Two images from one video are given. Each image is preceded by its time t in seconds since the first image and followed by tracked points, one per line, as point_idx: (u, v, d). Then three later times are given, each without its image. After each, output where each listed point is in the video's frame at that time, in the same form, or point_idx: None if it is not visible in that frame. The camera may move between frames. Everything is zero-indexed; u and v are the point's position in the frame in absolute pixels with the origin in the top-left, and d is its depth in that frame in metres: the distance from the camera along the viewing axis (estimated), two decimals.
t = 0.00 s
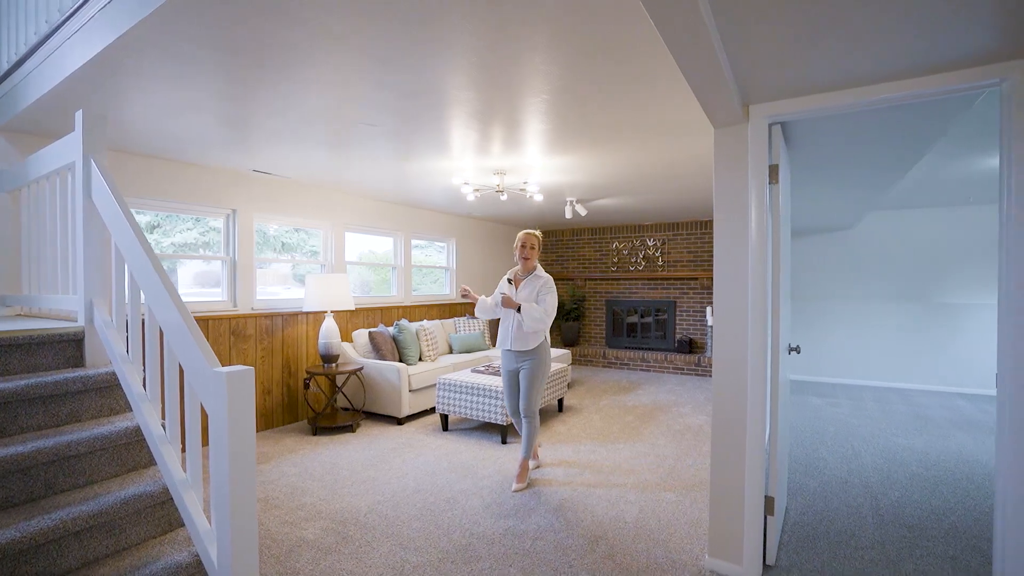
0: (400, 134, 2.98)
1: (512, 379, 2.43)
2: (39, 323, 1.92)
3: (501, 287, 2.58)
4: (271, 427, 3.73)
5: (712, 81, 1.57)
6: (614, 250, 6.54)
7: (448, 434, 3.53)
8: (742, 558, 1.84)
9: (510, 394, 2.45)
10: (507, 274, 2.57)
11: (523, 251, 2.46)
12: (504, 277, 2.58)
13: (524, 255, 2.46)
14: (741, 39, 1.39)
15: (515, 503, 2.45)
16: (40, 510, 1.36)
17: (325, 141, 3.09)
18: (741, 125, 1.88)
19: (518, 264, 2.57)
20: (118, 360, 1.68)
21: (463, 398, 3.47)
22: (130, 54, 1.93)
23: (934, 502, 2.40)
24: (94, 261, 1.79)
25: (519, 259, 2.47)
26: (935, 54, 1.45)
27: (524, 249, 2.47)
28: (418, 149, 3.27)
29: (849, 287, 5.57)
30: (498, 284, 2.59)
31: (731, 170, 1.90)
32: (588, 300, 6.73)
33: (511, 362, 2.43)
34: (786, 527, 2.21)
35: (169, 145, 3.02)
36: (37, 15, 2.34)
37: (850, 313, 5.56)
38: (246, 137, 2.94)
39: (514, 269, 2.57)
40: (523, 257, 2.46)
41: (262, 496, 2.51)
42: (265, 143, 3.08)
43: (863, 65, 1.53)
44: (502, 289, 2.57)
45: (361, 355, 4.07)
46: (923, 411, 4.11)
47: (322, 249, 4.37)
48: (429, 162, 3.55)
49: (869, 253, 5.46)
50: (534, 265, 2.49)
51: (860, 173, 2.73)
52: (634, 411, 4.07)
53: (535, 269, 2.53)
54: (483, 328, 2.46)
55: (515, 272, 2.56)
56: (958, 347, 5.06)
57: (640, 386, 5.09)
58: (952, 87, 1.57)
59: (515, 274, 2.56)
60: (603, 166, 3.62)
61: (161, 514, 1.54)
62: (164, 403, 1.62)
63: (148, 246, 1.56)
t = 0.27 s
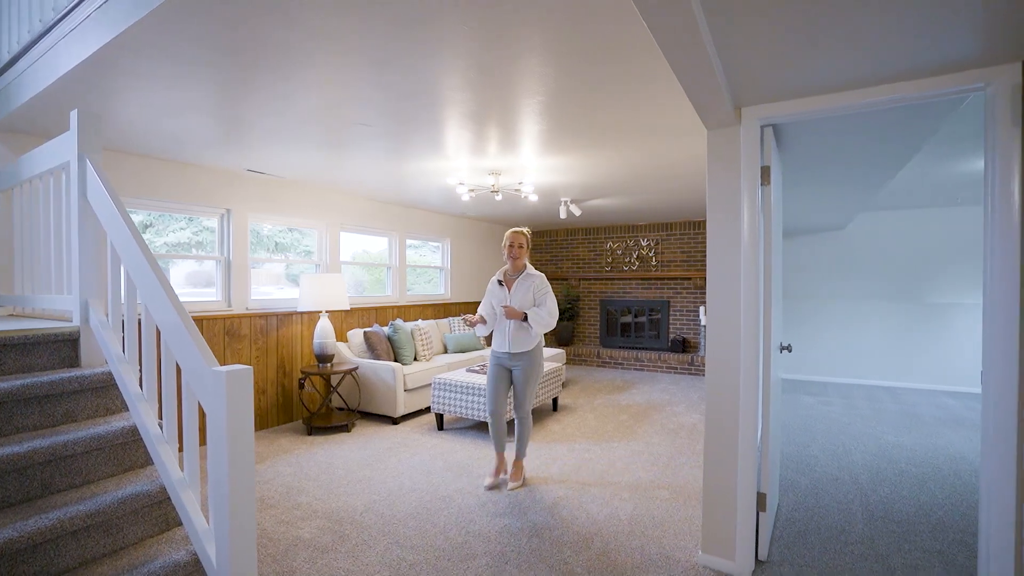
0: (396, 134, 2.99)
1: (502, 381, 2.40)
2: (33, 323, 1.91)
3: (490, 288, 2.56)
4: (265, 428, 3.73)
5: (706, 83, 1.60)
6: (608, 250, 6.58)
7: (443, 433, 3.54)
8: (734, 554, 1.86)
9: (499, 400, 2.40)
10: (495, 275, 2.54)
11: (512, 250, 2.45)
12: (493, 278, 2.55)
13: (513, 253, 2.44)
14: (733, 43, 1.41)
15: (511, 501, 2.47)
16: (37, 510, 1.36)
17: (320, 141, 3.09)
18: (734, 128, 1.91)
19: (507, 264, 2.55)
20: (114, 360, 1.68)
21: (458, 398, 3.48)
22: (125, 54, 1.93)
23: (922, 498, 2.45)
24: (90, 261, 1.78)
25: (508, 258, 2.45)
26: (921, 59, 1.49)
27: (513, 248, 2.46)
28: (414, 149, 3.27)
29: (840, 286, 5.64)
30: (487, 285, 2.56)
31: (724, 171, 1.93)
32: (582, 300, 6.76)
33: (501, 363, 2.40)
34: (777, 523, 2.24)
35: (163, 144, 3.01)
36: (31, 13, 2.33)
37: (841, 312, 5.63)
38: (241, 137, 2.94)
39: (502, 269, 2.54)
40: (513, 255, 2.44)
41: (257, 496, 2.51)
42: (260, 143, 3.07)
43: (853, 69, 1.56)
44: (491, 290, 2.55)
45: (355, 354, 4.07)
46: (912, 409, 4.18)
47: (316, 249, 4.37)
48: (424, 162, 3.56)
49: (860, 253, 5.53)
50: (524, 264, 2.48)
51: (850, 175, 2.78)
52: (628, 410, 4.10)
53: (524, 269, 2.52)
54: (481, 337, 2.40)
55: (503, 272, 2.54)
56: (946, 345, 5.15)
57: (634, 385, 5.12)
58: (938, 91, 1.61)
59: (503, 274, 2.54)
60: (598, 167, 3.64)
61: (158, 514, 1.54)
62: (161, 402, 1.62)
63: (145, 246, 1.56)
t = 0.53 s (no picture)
0: (391, 134, 2.99)
1: (495, 383, 2.36)
2: (26, 323, 1.90)
3: (478, 289, 2.51)
4: (260, 428, 3.72)
5: (699, 86, 1.62)
6: (602, 250, 6.61)
7: (438, 433, 3.55)
8: (727, 551, 1.89)
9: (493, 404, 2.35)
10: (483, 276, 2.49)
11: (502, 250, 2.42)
12: (480, 279, 2.51)
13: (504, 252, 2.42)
14: (726, 47, 1.44)
15: (507, 500, 2.48)
16: (32, 511, 1.36)
17: (315, 141, 3.09)
18: (726, 130, 1.93)
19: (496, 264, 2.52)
20: (110, 361, 1.68)
21: (454, 398, 3.49)
22: (120, 54, 1.92)
23: (910, 494, 2.49)
24: (84, 261, 1.78)
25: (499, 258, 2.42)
26: (909, 64, 1.52)
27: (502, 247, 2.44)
28: (409, 149, 3.28)
29: (831, 286, 5.70)
30: (474, 286, 2.52)
31: (716, 173, 1.95)
32: (576, 300, 6.78)
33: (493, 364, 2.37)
34: (770, 520, 2.27)
35: (155, 144, 2.99)
36: (23, 12, 2.31)
37: (832, 312, 5.69)
38: (235, 137, 2.93)
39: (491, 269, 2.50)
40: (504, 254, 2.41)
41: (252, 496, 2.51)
42: (254, 143, 3.06)
43: (842, 73, 1.59)
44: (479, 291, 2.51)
45: (350, 354, 4.06)
46: (901, 407, 4.23)
47: (310, 249, 4.36)
48: (419, 163, 3.56)
49: (850, 253, 5.59)
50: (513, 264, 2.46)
51: (840, 176, 2.81)
52: (622, 409, 4.13)
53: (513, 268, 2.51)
54: (479, 340, 2.34)
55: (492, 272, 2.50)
56: (934, 344, 5.22)
57: (628, 384, 5.15)
58: (926, 95, 1.64)
59: (491, 274, 2.51)
60: (592, 168, 3.66)
61: (154, 514, 1.54)
62: (156, 403, 1.62)
63: (140, 246, 1.56)
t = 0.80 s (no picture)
0: (387, 134, 2.99)
1: (485, 390, 2.28)
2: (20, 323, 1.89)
3: (465, 291, 2.37)
4: (254, 428, 3.71)
5: (692, 89, 1.64)
6: (596, 250, 6.63)
7: (434, 432, 3.55)
8: (720, 547, 1.91)
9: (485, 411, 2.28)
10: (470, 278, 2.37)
11: (490, 250, 2.30)
12: (467, 281, 2.38)
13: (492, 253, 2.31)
14: (719, 50, 1.46)
15: (502, 498, 2.50)
16: (28, 511, 1.36)
17: (310, 141, 3.08)
18: (719, 132, 1.96)
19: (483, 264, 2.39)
20: (105, 361, 1.68)
21: (449, 397, 3.49)
22: (114, 53, 1.92)
23: (900, 491, 2.53)
24: (79, 260, 1.78)
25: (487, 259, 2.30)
26: (898, 67, 1.55)
27: (491, 247, 2.31)
28: (404, 149, 3.28)
29: (822, 286, 5.76)
30: (460, 287, 2.38)
31: (710, 174, 1.98)
32: (571, 300, 6.81)
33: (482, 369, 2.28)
34: (762, 517, 2.30)
35: (149, 143, 2.98)
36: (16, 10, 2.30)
37: (824, 311, 5.75)
38: (229, 136, 2.92)
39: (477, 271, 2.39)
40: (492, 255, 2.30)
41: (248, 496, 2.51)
42: (249, 142, 3.05)
43: (833, 76, 1.62)
44: (467, 294, 2.38)
45: (345, 354, 4.06)
46: (892, 406, 4.29)
47: (305, 249, 4.35)
48: (414, 163, 3.56)
49: (842, 253, 5.65)
50: (501, 265, 2.35)
51: (831, 177, 2.85)
52: (617, 408, 4.16)
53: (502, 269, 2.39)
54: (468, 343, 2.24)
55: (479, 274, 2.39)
56: (924, 343, 5.29)
57: (622, 384, 5.18)
58: (914, 98, 1.67)
59: (479, 275, 2.38)
60: (586, 168, 3.68)
61: (150, 514, 1.55)
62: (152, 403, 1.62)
63: (136, 246, 1.56)
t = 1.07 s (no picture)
0: (383, 134, 2.99)
1: (472, 392, 2.22)
2: (13, 323, 1.88)
3: (452, 288, 2.34)
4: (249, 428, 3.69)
5: (686, 90, 1.66)
6: (591, 249, 6.66)
7: (429, 432, 3.56)
8: (715, 544, 1.93)
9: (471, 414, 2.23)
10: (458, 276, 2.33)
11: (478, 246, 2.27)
12: (454, 278, 2.33)
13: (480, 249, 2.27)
14: (713, 52, 1.48)
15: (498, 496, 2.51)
16: (23, 511, 1.35)
17: (306, 140, 3.08)
18: (713, 132, 1.98)
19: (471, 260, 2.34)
20: (100, 360, 1.68)
21: (444, 397, 3.50)
22: (109, 52, 1.91)
23: (891, 487, 2.56)
24: (74, 259, 1.77)
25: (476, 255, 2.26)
26: (888, 70, 1.58)
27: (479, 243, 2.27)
28: (400, 149, 3.28)
29: (815, 286, 5.81)
30: (447, 285, 2.33)
31: (704, 174, 2.00)
32: (566, 299, 6.83)
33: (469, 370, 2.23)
34: (756, 514, 2.33)
35: (143, 143, 2.96)
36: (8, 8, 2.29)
37: (817, 311, 5.80)
38: (224, 136, 2.91)
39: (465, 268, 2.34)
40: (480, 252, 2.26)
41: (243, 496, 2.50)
42: (243, 142, 3.05)
43: (824, 78, 1.64)
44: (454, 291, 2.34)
45: (341, 354, 4.06)
46: (884, 404, 4.34)
47: (299, 249, 4.34)
48: (410, 163, 3.56)
49: (834, 253, 5.70)
50: (489, 261, 2.31)
51: (823, 178, 2.88)
52: (612, 407, 4.18)
53: (491, 266, 2.34)
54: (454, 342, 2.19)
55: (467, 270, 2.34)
56: (914, 342, 5.36)
57: (617, 383, 5.20)
58: (904, 100, 1.70)
59: (467, 272, 2.34)
60: (582, 168, 3.70)
61: (147, 513, 1.55)
62: (148, 402, 1.62)
63: (132, 245, 1.56)
